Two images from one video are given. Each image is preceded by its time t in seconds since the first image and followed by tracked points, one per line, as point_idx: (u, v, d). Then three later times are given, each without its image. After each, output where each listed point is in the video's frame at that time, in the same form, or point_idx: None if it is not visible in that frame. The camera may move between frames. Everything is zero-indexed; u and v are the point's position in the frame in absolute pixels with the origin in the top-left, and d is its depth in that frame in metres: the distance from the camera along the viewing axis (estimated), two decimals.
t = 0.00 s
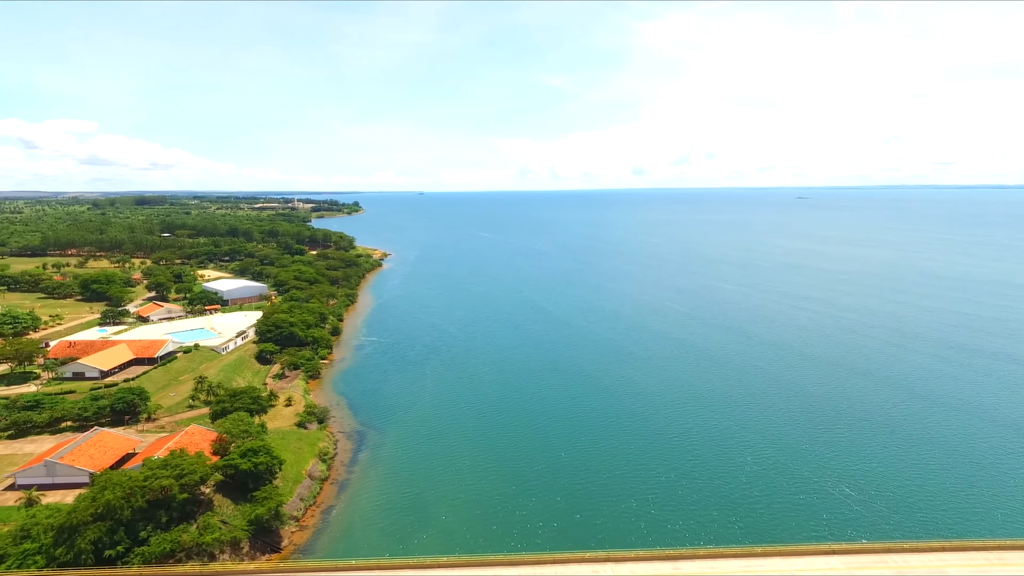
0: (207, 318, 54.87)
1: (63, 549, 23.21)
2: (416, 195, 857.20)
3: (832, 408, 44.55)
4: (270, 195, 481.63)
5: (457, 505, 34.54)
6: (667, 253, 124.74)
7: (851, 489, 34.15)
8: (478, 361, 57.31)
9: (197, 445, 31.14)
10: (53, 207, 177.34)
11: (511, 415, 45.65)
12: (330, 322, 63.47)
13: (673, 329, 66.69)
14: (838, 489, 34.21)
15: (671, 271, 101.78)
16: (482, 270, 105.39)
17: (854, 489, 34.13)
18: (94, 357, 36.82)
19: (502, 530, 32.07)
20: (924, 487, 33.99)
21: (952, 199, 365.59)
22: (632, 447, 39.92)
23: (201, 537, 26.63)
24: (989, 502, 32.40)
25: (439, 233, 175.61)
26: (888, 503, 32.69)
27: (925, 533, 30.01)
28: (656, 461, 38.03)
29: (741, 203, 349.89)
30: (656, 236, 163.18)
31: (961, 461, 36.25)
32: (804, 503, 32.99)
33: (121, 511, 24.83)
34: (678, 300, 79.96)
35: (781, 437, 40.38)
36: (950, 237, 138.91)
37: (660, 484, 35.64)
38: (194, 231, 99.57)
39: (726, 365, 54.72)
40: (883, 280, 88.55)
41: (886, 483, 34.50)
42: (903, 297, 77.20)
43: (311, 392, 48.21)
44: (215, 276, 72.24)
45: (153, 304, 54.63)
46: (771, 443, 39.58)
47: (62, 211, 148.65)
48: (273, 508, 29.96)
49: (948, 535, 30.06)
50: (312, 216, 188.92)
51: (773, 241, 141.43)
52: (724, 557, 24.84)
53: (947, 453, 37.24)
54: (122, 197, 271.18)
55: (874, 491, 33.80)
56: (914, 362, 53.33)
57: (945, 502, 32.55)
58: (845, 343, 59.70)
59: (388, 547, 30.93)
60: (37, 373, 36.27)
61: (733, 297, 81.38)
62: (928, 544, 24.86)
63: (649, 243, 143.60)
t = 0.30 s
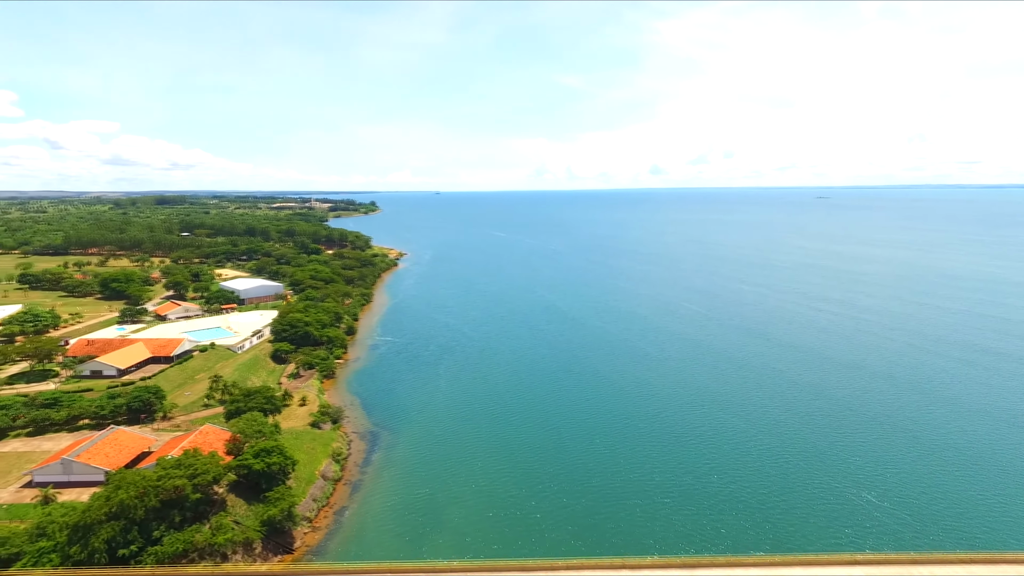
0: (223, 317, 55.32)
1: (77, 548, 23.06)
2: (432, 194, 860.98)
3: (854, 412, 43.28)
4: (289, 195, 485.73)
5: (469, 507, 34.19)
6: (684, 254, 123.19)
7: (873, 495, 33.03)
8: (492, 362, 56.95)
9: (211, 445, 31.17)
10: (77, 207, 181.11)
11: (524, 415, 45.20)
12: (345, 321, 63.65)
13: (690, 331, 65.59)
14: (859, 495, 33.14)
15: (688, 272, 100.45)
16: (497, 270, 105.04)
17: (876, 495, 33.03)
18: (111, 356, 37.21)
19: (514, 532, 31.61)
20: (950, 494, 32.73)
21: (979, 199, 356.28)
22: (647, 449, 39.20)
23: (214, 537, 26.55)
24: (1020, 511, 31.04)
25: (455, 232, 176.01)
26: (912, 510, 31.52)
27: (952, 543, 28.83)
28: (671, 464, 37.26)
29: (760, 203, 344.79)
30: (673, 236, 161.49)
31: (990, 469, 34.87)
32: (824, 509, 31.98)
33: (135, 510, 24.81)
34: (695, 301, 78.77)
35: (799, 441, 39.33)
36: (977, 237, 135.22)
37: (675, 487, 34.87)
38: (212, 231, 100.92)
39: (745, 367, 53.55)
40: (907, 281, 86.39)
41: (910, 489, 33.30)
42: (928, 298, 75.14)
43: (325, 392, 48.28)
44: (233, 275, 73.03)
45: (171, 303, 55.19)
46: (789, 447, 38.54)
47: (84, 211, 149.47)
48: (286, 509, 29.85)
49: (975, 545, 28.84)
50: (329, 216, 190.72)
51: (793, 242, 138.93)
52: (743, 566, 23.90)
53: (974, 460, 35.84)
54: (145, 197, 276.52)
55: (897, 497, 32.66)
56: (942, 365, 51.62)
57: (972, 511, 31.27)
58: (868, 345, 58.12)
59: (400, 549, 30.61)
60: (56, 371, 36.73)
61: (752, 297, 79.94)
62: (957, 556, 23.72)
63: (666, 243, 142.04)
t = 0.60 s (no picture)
0: (239, 317, 55.69)
1: (89, 547, 23.07)
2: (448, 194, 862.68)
3: (878, 416, 41.94)
4: (307, 195, 490.53)
5: (481, 510, 33.70)
6: (700, 254, 121.55)
7: (895, 502, 31.90)
8: (506, 363, 56.54)
9: (224, 445, 31.16)
10: (99, 206, 184.49)
11: (536, 417, 44.72)
12: (360, 321, 63.73)
13: (707, 332, 64.47)
14: (880, 503, 32.09)
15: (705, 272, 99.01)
16: (511, 270, 104.73)
17: (898, 503, 31.97)
18: (128, 355, 37.51)
19: (525, 537, 31.07)
20: (975, 505, 31.51)
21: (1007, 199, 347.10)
22: (663, 454, 38.36)
23: (224, 539, 26.36)
24: None
25: (469, 232, 176.14)
26: (936, 520, 30.37)
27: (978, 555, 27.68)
28: (685, 468, 36.53)
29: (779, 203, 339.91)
30: (689, 236, 159.57)
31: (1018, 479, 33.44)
32: (842, 517, 31.03)
33: (147, 511, 24.83)
34: (712, 303, 77.56)
35: (818, 445, 38.27)
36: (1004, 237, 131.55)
37: (689, 492, 34.11)
38: (229, 231, 102.09)
39: (764, 370, 52.28)
40: (931, 282, 84.15)
41: (934, 498, 32.10)
42: (954, 300, 73.04)
43: (339, 393, 48.20)
44: (249, 274, 73.70)
45: (188, 302, 55.67)
46: (807, 452, 37.51)
47: (105, 211, 151.66)
48: (298, 511, 29.61)
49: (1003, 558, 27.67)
50: (345, 215, 192.18)
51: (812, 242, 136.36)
52: None
53: (1002, 470, 34.43)
54: (165, 197, 281.53)
55: (920, 506, 31.55)
56: (969, 369, 49.87)
57: (1000, 522, 30.01)
58: (891, 348, 56.51)
59: (411, 553, 30.15)
60: (74, 369, 37.12)
61: (770, 299, 78.41)
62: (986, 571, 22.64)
63: (682, 243, 140.33)
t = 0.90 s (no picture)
0: (260, 316, 56.26)
1: (107, 545, 23.15)
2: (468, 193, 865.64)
3: (911, 423, 40.18)
4: (328, 195, 496.21)
5: (496, 512, 33.20)
6: (722, 255, 119.37)
7: (927, 513, 30.52)
8: (523, 363, 56.04)
9: (241, 445, 31.20)
10: (127, 206, 189.20)
11: (553, 419, 44.12)
12: (379, 321, 63.89)
13: (729, 334, 63.05)
14: (911, 513, 30.70)
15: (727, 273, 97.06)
16: (529, 270, 104.24)
17: (929, 513, 30.57)
18: (149, 353, 37.98)
19: (541, 541, 30.45)
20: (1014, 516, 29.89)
21: None
22: (684, 459, 37.33)
23: (241, 539, 25.93)
24: None
25: (488, 232, 176.26)
26: (971, 533, 28.92)
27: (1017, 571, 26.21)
28: (705, 473, 35.56)
29: (804, 203, 333.34)
30: (710, 236, 156.94)
31: None
32: (870, 527, 29.75)
33: (164, 509, 24.93)
34: (734, 304, 75.98)
35: (844, 451, 36.91)
36: None
37: (709, 497, 33.16)
38: (252, 230, 103.57)
39: (790, 373, 50.62)
40: (964, 284, 81.27)
41: (968, 509, 30.59)
42: (989, 303, 70.30)
43: (357, 393, 48.12)
44: (270, 273, 74.61)
45: (210, 301, 56.47)
46: (833, 458, 36.18)
47: (131, 210, 154.52)
48: (313, 512, 29.43)
49: None
50: (365, 215, 194.05)
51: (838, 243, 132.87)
52: None
53: None
54: (192, 197, 287.91)
55: (953, 517, 30.10)
56: (1008, 375, 47.59)
57: None
58: (923, 351, 54.48)
59: (426, 555, 29.65)
60: (97, 367, 37.70)
61: (794, 300, 76.55)
62: None
63: (704, 244, 138.26)
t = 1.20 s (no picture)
0: (283, 315, 56.73)
1: (130, 543, 23.21)
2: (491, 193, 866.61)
3: (950, 431, 38.17)
4: (354, 194, 501.54)
5: (513, 515, 32.58)
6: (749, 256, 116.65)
7: (966, 527, 28.89)
8: (544, 364, 55.33)
9: (262, 445, 31.21)
10: (157, 205, 193.94)
11: (573, 421, 43.35)
12: (401, 321, 63.86)
13: (756, 337, 61.26)
14: (948, 526, 29.09)
15: (754, 274, 94.65)
16: (552, 270, 103.32)
17: (968, 527, 28.93)
18: (174, 351, 38.44)
19: (559, 545, 29.73)
20: None
21: None
22: (709, 464, 36.11)
23: (260, 539, 25.85)
24: None
25: (509, 231, 175.75)
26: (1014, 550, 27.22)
27: None
28: (729, 479, 34.39)
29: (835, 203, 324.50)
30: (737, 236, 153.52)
31: None
32: (905, 540, 28.25)
33: (185, 508, 24.72)
34: (762, 306, 73.92)
35: (877, 459, 35.27)
36: None
37: (732, 504, 32.02)
38: (277, 229, 104.96)
39: (822, 377, 48.75)
40: (1007, 287, 77.58)
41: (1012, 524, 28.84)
42: None
43: (378, 392, 48.03)
44: (293, 272, 75.35)
45: (235, 300, 57.20)
46: (865, 466, 34.60)
47: (157, 210, 154.73)
48: (332, 513, 29.11)
49: None
50: (389, 215, 195.49)
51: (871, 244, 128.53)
52: None
53: None
54: (221, 195, 294.22)
55: (995, 532, 28.40)
56: None
57: None
58: (964, 357, 51.95)
59: (443, 558, 29.19)
60: (124, 364, 38.32)
61: (826, 302, 74.13)
62: None
63: (730, 245, 135.34)
